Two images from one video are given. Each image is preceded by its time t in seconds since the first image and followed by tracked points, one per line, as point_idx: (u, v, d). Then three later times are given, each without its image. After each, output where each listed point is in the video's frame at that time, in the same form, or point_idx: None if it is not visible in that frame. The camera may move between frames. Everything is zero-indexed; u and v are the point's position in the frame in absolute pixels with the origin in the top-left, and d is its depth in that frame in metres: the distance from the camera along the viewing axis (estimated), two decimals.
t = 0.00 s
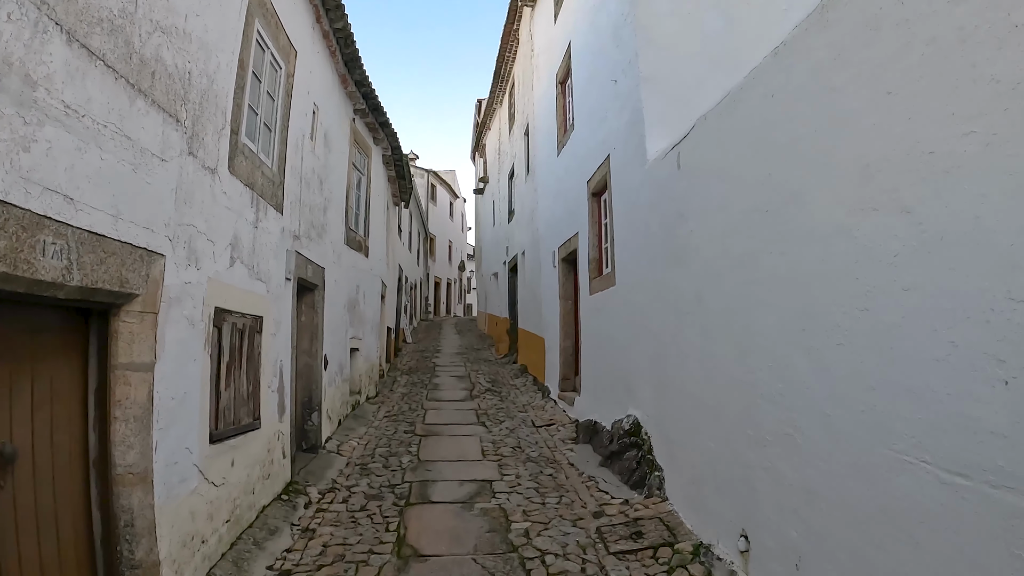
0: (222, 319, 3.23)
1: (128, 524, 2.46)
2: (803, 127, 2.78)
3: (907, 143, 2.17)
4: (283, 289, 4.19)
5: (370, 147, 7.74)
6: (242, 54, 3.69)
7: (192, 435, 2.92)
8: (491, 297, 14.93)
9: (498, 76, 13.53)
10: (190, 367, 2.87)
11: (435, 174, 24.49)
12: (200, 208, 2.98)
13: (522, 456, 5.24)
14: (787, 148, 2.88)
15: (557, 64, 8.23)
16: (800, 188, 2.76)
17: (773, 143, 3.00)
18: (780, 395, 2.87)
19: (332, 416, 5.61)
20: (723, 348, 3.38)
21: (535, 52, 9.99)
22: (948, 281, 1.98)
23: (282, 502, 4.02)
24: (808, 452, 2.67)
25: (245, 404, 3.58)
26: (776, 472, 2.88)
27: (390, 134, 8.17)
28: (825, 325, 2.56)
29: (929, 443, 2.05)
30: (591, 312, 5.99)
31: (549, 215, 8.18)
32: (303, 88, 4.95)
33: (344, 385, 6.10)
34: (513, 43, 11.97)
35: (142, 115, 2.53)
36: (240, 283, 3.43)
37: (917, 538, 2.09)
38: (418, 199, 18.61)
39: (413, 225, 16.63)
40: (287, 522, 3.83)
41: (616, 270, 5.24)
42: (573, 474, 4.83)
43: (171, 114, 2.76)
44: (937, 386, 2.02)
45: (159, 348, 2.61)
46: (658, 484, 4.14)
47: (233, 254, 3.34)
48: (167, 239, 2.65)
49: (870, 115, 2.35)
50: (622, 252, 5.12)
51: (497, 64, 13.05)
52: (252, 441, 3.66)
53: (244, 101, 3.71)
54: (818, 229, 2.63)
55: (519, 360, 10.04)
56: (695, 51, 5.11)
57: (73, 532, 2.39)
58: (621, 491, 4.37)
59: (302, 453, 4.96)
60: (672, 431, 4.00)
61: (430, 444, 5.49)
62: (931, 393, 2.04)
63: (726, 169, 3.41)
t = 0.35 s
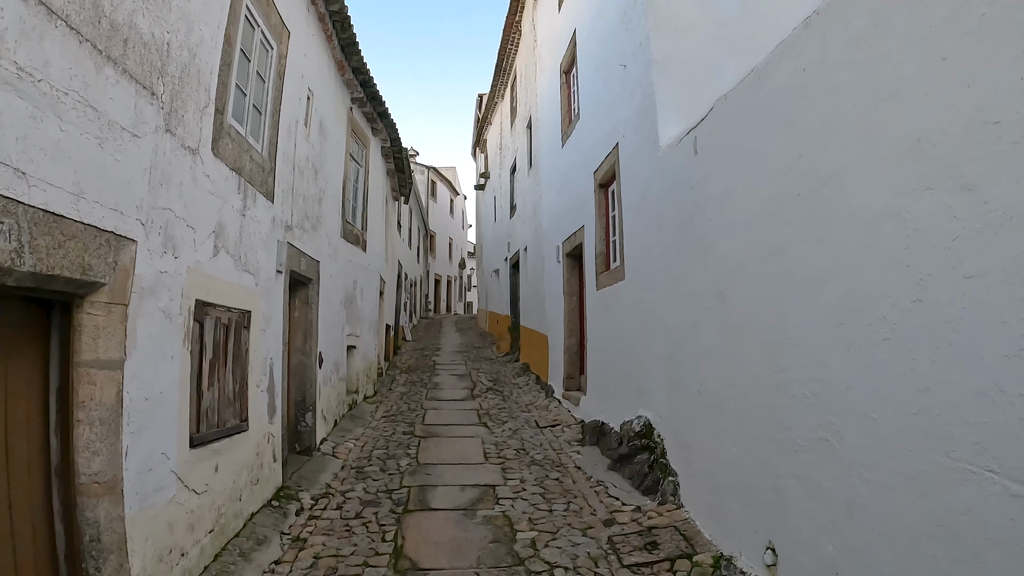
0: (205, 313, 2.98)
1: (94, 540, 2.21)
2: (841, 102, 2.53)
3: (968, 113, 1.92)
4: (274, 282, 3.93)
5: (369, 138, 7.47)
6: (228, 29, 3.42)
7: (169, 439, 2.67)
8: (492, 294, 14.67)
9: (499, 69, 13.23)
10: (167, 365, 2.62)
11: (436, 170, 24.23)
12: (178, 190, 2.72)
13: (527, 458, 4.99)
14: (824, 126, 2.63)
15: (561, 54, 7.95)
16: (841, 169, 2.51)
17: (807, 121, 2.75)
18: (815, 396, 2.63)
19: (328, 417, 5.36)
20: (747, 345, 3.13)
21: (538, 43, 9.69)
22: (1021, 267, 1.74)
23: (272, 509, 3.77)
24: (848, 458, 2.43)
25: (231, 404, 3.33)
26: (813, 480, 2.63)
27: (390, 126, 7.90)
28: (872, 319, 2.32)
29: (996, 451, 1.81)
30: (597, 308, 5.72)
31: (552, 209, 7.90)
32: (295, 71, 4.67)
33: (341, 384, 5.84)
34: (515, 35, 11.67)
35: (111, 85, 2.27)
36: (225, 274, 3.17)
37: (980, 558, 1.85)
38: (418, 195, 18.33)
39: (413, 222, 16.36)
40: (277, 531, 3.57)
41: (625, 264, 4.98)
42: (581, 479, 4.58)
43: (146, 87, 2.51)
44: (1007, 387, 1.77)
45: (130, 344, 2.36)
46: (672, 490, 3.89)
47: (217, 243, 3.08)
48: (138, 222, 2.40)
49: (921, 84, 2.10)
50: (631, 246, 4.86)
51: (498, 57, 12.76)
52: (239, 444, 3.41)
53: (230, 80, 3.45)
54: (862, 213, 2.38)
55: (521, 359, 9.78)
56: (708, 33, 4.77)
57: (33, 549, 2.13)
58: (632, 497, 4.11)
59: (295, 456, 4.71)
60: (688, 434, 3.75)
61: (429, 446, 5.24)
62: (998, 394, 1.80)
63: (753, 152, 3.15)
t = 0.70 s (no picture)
0: (187, 311, 2.71)
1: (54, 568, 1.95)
2: (894, 73, 2.25)
3: None
4: (266, 276, 3.65)
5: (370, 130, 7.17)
6: (215, 2, 3.13)
7: (145, 451, 2.41)
8: (495, 292, 14.37)
9: (503, 62, 12.90)
10: (141, 369, 2.35)
11: (438, 167, 23.91)
12: (155, 175, 2.45)
13: (535, 464, 4.71)
14: (875, 103, 2.35)
15: (569, 42, 7.64)
16: (896, 149, 2.24)
17: (853, 97, 2.47)
18: (865, 402, 2.36)
19: (325, 420, 5.09)
20: (781, 345, 2.86)
21: (543, 33, 9.37)
22: None
23: (263, 522, 3.50)
24: (905, 473, 2.16)
25: (217, 410, 3.06)
26: (859, 496, 2.37)
27: (392, 118, 7.59)
28: (935, 317, 2.04)
29: None
30: (607, 307, 5.43)
31: (558, 204, 7.59)
32: (290, 54, 4.38)
33: (340, 385, 5.57)
34: (520, 26, 11.34)
35: (74, 51, 1.99)
36: (209, 268, 2.90)
37: None
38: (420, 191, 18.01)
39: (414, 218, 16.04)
40: (268, 546, 3.31)
41: (638, 259, 4.70)
42: (593, 487, 4.30)
43: (117, 57, 2.23)
44: None
45: (96, 345, 2.09)
46: (693, 501, 3.62)
47: (200, 233, 2.81)
48: (104, 209, 2.12)
49: (997, 47, 1.83)
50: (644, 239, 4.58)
51: (501, 50, 12.42)
52: (226, 453, 3.14)
53: (217, 58, 3.16)
54: (921, 198, 2.11)
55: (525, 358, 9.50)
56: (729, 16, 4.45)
57: None
58: (649, 508, 3.84)
59: (290, 462, 4.44)
60: (711, 441, 3.47)
61: (432, 450, 4.96)
62: None
63: (788, 135, 2.87)
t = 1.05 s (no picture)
0: (162, 309, 2.46)
1: None
2: (954, 40, 1.99)
3: None
4: (254, 271, 3.39)
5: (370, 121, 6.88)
6: None
7: (112, 465, 2.15)
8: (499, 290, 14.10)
9: (506, 55, 12.58)
10: (105, 373, 2.10)
11: (440, 163, 23.61)
12: (123, 157, 2.19)
13: (543, 471, 4.45)
14: (931, 75, 2.08)
15: (575, 30, 7.33)
16: (958, 125, 1.97)
17: (906, 69, 2.21)
18: (920, 411, 2.10)
19: (321, 424, 4.83)
20: (818, 346, 2.60)
21: (548, 22, 9.06)
22: None
23: (252, 536, 3.24)
24: (970, 491, 1.90)
25: (199, 417, 2.81)
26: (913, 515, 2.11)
27: (393, 111, 7.27)
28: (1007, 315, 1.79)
29: None
30: (617, 304, 5.16)
31: (565, 198, 7.30)
32: (282, 35, 4.09)
33: (338, 387, 5.31)
34: (524, 17, 11.03)
35: (21, 10, 1.73)
36: (188, 262, 2.64)
37: None
38: (422, 187, 17.72)
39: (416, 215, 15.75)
40: (257, 563, 3.05)
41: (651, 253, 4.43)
42: (605, 497, 4.04)
43: (77, 21, 1.96)
44: None
45: (50, 347, 1.84)
46: (714, 513, 3.36)
47: (177, 223, 2.55)
48: (58, 192, 1.87)
49: None
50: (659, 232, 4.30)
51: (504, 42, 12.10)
52: (209, 463, 2.88)
53: (199, 33, 2.89)
54: (990, 180, 1.85)
55: (530, 357, 9.22)
56: None
57: None
58: (666, 520, 3.58)
59: (283, 469, 4.18)
60: (735, 448, 3.21)
61: (433, 456, 4.70)
62: None
63: (827, 115, 2.60)
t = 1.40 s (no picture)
0: (125, 309, 2.19)
1: None
2: None
3: None
4: (237, 268, 3.12)
5: (367, 113, 6.59)
6: None
7: (65, 487, 1.89)
8: (500, 289, 13.82)
9: (507, 49, 12.29)
10: (55, 382, 1.83)
11: (440, 162, 23.32)
12: (75, 135, 1.92)
13: (549, 481, 4.17)
14: (1000, 40, 1.81)
15: (580, 18, 7.04)
16: None
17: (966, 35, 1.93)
18: (987, 425, 1.83)
19: (314, 430, 4.55)
20: (861, 349, 2.33)
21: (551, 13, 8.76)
22: None
23: (234, 556, 2.96)
24: None
25: (171, 429, 2.54)
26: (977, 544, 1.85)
27: (391, 104, 7.00)
28: None
29: None
30: (627, 304, 4.88)
31: (570, 194, 7.02)
32: (270, 16, 3.81)
33: (332, 391, 5.04)
34: (526, 10, 10.73)
35: None
36: (157, 258, 2.38)
37: None
38: (422, 185, 17.42)
39: (416, 213, 15.48)
40: None
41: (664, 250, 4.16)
42: (617, 510, 3.77)
43: None
44: None
45: None
46: (736, 531, 3.08)
47: (144, 213, 2.29)
48: None
49: None
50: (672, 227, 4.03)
51: (505, 35, 11.78)
52: (184, 480, 2.61)
53: (172, 5, 2.62)
54: None
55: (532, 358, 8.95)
56: None
57: None
58: (684, 537, 3.31)
59: (272, 480, 3.90)
60: (762, 459, 2.95)
61: (433, 465, 4.42)
62: None
63: (870, 92, 2.33)
